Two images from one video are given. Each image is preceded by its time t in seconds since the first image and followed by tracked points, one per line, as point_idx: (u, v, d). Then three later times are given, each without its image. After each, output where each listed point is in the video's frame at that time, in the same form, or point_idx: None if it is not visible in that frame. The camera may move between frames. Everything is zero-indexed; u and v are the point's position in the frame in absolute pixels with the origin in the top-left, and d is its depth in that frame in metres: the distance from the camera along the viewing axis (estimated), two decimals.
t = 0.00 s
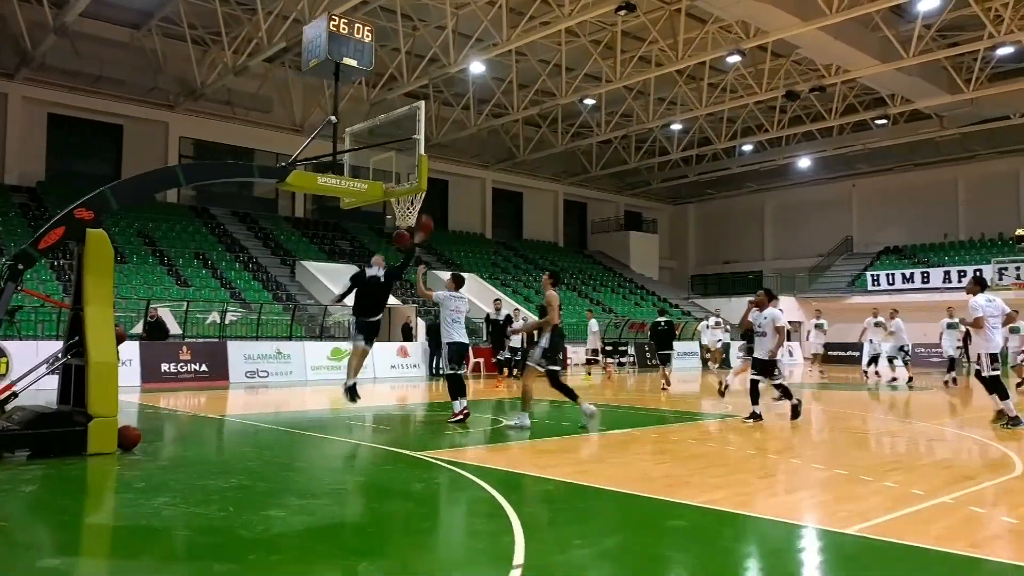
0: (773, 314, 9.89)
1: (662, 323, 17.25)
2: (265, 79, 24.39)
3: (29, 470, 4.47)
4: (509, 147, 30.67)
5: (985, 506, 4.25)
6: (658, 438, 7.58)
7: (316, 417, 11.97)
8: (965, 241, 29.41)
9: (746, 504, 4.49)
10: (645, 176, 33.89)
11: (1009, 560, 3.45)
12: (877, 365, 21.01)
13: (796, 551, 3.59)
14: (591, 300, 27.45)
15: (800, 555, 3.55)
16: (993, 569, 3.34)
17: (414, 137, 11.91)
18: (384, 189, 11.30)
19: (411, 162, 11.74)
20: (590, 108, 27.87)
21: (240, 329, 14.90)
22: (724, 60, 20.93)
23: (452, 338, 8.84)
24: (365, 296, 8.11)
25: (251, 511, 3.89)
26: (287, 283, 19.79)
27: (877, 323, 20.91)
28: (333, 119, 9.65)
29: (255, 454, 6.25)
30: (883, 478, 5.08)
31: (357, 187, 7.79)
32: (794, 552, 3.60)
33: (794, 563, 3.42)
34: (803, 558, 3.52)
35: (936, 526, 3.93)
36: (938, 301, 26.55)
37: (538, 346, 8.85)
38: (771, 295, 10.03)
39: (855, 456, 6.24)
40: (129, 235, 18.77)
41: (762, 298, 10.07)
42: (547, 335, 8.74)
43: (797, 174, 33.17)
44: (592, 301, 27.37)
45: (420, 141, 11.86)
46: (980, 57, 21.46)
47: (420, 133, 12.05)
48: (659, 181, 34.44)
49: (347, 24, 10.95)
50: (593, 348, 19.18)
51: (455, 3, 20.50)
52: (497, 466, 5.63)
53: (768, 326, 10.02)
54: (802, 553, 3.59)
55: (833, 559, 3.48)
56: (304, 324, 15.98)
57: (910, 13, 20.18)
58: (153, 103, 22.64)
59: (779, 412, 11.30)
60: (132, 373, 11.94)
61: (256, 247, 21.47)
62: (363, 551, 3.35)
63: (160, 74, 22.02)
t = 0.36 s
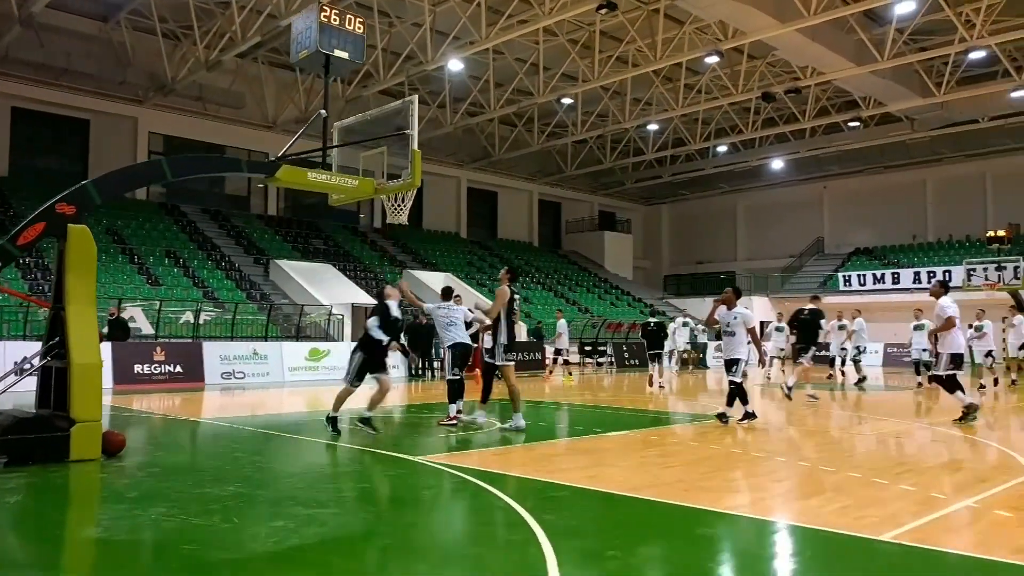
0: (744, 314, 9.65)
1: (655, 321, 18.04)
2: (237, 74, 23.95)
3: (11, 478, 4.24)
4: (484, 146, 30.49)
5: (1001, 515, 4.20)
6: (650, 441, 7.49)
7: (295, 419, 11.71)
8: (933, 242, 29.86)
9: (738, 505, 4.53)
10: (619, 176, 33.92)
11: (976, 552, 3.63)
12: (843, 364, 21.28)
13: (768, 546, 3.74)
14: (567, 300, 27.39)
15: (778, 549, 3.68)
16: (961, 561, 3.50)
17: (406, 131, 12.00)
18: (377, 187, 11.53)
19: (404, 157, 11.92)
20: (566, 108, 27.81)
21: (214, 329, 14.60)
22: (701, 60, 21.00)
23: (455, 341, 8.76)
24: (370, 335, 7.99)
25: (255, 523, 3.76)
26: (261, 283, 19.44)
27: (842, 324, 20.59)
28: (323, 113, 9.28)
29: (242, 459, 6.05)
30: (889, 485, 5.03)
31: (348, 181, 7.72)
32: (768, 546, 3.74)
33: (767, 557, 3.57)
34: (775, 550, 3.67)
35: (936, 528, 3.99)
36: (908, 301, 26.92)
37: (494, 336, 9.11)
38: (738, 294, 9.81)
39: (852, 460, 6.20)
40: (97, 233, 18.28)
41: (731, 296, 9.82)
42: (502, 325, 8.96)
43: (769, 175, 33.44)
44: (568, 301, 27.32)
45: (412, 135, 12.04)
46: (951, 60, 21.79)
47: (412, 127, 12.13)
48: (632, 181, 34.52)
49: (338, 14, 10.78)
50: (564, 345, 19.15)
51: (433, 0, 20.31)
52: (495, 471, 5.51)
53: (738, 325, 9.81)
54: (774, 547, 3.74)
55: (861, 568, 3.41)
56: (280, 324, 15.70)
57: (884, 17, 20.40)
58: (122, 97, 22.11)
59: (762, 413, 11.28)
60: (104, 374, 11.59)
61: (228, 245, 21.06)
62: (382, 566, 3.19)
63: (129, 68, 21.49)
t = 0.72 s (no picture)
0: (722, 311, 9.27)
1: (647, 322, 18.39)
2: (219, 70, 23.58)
3: (9, 488, 4.03)
4: (469, 145, 30.31)
5: None
6: (654, 445, 7.38)
7: (285, 421, 11.49)
8: (915, 243, 30.13)
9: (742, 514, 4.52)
10: (603, 176, 33.89)
11: (966, 552, 3.76)
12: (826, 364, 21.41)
13: (750, 547, 3.84)
14: (553, 300, 27.32)
15: (775, 551, 3.75)
16: (952, 562, 3.61)
17: (411, 128, 12.29)
18: (382, 185, 11.97)
19: (409, 152, 12.26)
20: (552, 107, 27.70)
21: (198, 329, 14.35)
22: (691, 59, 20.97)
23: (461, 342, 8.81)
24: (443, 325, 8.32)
25: (278, 534, 3.62)
26: (245, 282, 19.14)
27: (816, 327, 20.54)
28: (323, 107, 9.11)
29: (243, 464, 5.87)
30: (915, 497, 4.96)
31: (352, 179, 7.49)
32: (750, 547, 3.84)
33: (751, 558, 3.66)
34: (757, 552, 3.78)
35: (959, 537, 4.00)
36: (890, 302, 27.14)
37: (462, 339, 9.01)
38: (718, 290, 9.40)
39: (862, 467, 6.15)
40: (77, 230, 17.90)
41: (710, 293, 9.44)
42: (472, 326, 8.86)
43: (753, 176, 33.55)
44: (554, 301, 27.23)
45: (416, 132, 12.33)
46: (936, 63, 21.98)
47: (416, 124, 12.42)
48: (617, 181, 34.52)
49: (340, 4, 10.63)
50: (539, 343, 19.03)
51: None
52: (508, 477, 5.39)
53: (716, 324, 9.41)
54: (756, 547, 3.85)
55: None
56: (266, 323, 15.45)
57: (871, 18, 20.51)
58: (101, 92, 21.68)
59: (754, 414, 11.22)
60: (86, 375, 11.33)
61: (211, 244, 20.72)
62: None
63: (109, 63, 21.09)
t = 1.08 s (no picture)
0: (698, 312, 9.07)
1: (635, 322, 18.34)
2: (201, 66, 23.20)
3: (10, 498, 3.81)
4: (456, 144, 30.09)
5: None
6: (664, 449, 7.23)
7: (276, 423, 11.26)
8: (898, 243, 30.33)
9: (752, 517, 4.42)
10: (589, 175, 33.81)
11: (962, 550, 3.80)
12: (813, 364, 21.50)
13: (735, 546, 3.85)
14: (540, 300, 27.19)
15: (767, 552, 3.76)
16: (947, 559, 3.65)
17: (420, 121, 12.13)
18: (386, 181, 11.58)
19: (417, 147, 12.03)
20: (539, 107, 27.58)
21: (184, 329, 14.08)
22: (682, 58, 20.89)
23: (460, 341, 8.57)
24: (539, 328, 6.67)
25: (306, 547, 3.46)
26: (230, 281, 18.82)
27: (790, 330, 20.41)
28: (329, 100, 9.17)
29: (248, 469, 5.65)
30: (941, 500, 4.90)
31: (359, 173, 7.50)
32: (733, 547, 3.86)
33: (796, 566, 3.57)
34: (741, 550, 3.79)
35: (967, 536, 3.98)
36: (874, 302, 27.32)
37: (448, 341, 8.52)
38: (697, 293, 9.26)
39: (877, 469, 6.09)
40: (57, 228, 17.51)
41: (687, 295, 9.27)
42: (458, 330, 8.39)
43: (738, 176, 33.62)
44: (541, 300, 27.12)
45: (425, 125, 12.14)
46: (922, 64, 22.12)
47: (426, 118, 12.25)
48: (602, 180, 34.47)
49: None
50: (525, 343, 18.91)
51: None
52: (530, 482, 5.27)
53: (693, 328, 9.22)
54: (739, 547, 3.87)
55: None
56: (253, 323, 15.19)
57: (861, 18, 20.57)
58: (81, 88, 21.23)
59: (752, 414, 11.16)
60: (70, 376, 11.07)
61: (195, 243, 20.37)
62: None
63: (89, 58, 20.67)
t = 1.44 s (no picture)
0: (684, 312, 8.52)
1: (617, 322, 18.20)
2: (184, 61, 22.79)
3: (16, 509, 3.58)
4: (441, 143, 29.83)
5: None
6: (675, 452, 7.09)
7: (267, 424, 11.00)
8: (883, 243, 30.52)
9: (794, 525, 4.33)
10: (575, 175, 33.71)
11: (956, 548, 3.88)
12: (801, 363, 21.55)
13: (722, 549, 3.89)
14: (528, 300, 27.03)
15: (762, 555, 3.80)
16: (941, 558, 3.73)
17: (431, 115, 12.01)
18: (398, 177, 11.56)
19: (428, 140, 11.89)
20: (527, 106, 27.44)
21: (171, 329, 13.80)
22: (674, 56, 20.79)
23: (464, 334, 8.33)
24: (648, 335, 6.26)
25: (346, 564, 3.28)
26: (216, 280, 18.50)
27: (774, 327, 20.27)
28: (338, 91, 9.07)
29: (256, 474, 5.43)
30: (976, 504, 4.80)
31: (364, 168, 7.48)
32: (783, 557, 3.75)
33: None
34: (728, 553, 3.83)
35: (958, 535, 4.07)
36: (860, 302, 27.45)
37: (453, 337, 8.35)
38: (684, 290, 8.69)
39: (899, 473, 5.98)
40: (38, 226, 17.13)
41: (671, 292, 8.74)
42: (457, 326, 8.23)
43: (724, 176, 33.67)
44: (529, 300, 26.97)
45: (436, 118, 12.03)
46: (909, 65, 22.22)
47: (436, 107, 12.30)
48: (588, 180, 34.38)
49: None
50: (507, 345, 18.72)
51: None
52: (561, 490, 5.16)
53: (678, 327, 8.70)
54: (749, 552, 3.87)
55: None
56: (240, 323, 14.92)
57: (850, 19, 20.63)
58: (61, 82, 20.77)
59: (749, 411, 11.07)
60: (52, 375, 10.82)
61: (179, 241, 20.01)
62: None
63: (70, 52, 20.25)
